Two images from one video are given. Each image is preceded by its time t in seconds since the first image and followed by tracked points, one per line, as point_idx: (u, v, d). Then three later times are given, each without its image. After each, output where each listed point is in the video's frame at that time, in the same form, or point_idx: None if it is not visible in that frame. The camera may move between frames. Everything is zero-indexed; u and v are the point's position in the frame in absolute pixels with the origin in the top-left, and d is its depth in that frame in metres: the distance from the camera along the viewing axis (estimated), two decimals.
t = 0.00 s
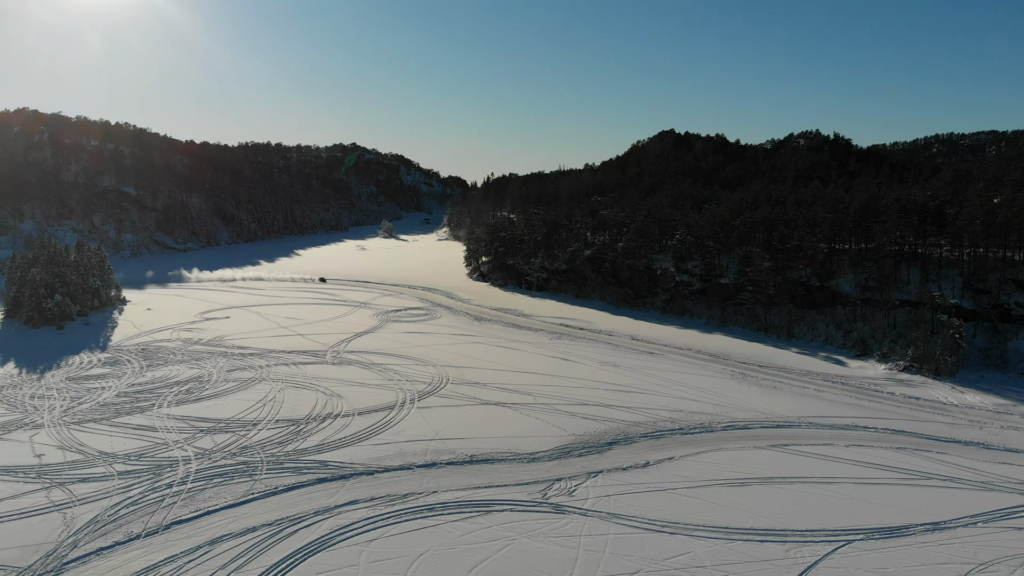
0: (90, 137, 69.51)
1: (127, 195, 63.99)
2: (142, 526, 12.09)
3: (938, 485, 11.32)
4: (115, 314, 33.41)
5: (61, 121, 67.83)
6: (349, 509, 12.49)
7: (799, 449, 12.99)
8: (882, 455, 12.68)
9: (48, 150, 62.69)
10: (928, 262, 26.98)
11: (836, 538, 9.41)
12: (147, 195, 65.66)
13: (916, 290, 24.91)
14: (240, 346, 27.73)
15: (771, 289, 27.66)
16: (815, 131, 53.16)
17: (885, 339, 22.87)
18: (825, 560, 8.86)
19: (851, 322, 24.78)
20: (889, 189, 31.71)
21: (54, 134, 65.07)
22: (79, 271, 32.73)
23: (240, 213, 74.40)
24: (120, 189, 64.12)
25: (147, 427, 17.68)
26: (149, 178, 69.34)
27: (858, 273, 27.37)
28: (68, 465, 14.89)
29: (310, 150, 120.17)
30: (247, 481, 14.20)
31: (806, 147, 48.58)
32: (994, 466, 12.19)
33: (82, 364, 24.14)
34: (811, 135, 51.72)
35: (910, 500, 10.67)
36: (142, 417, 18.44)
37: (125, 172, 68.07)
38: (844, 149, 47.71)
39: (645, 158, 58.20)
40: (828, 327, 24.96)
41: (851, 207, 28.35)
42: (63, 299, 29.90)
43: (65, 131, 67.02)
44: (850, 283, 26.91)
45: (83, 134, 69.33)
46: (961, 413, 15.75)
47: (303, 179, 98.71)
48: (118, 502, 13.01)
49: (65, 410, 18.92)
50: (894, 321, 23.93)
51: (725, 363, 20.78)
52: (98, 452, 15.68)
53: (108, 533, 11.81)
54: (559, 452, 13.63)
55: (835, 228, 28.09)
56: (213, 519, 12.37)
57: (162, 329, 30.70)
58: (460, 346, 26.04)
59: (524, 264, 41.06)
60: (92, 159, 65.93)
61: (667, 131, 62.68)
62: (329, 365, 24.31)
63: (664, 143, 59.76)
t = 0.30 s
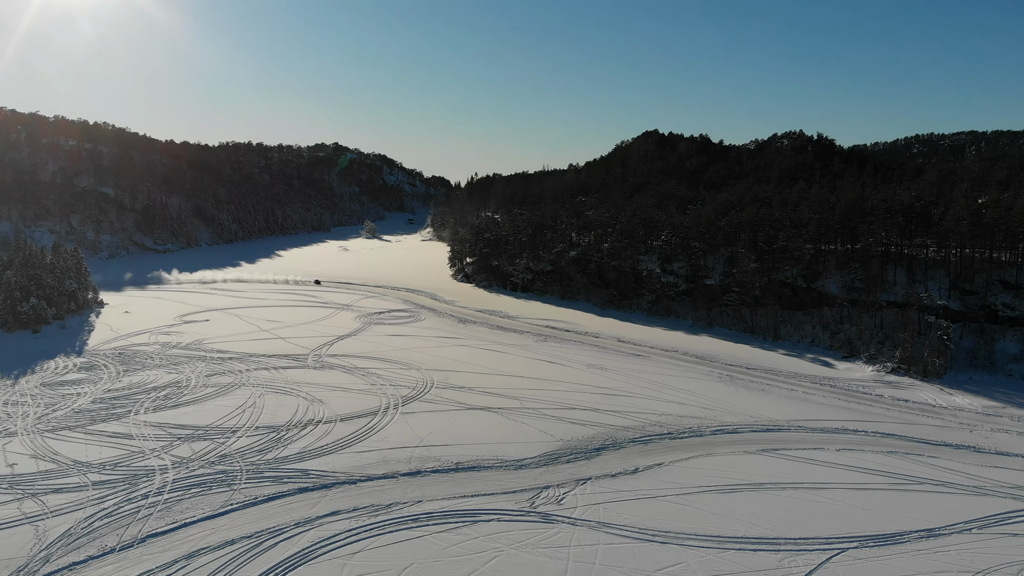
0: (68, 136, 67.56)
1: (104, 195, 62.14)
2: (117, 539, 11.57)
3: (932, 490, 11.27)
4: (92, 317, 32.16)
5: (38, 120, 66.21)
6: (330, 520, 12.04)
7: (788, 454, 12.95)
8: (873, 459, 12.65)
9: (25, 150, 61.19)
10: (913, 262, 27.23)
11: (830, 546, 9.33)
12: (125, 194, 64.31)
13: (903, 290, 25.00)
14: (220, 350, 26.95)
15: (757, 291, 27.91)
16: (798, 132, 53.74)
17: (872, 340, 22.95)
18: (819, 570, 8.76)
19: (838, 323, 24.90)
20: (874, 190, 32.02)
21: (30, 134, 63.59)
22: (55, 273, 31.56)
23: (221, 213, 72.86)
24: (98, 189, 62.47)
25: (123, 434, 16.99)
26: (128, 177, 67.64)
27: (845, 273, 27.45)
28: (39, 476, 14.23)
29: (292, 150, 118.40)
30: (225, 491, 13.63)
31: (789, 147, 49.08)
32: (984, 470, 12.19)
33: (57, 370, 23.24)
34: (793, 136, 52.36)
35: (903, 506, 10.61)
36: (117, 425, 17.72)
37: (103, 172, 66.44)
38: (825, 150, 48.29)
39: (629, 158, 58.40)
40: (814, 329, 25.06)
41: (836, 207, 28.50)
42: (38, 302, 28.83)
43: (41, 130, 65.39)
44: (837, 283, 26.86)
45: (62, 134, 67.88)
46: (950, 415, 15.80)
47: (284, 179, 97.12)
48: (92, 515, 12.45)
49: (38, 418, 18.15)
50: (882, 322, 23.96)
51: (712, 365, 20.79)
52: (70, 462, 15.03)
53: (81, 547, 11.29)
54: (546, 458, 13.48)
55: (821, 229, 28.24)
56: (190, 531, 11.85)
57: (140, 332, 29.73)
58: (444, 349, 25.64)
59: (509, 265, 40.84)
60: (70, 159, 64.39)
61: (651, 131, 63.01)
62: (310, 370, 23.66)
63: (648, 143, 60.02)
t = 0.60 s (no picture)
0: (46, 137, 65.96)
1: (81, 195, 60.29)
2: (91, 553, 11.07)
3: (925, 495, 11.20)
4: (69, 320, 31.00)
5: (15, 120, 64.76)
6: (312, 531, 11.59)
7: (778, 458, 12.92)
8: (863, 464, 12.60)
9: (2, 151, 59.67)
10: (898, 263, 27.46)
11: (823, 554, 9.25)
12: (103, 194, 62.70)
13: (889, 291, 25.19)
14: (199, 353, 26.18)
15: (743, 292, 28.12)
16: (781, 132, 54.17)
17: (859, 342, 23.14)
18: None
19: (824, 324, 25.05)
20: (858, 190, 32.30)
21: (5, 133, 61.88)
22: (29, 275, 30.39)
23: (201, 214, 71.20)
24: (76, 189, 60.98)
25: (98, 442, 16.34)
26: (107, 177, 66.09)
27: (831, 274, 27.62)
28: (9, 487, 13.59)
29: (273, 149, 116.50)
30: (203, 501, 13.06)
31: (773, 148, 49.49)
32: (976, 473, 12.14)
33: (30, 375, 22.36)
34: (776, 136, 52.86)
35: (897, 512, 10.52)
36: (93, 432, 17.05)
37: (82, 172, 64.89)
38: (808, 150, 48.84)
39: (614, 159, 58.55)
40: (801, 330, 25.22)
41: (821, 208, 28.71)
42: (12, 305, 27.81)
43: (18, 130, 63.73)
44: (823, 284, 27.03)
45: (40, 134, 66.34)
46: (940, 417, 15.79)
47: (265, 178, 95.49)
48: (65, 527, 11.91)
49: (10, 426, 17.41)
50: (869, 323, 24.12)
51: (699, 367, 20.80)
52: (42, 472, 14.38)
53: (54, 562, 10.79)
54: (533, 465, 13.35)
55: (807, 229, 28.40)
56: (166, 544, 11.33)
57: (118, 335, 28.80)
58: (428, 351, 25.25)
59: (493, 266, 40.63)
60: (48, 159, 62.80)
61: (635, 131, 63.23)
62: (291, 374, 22.98)
63: (632, 143, 60.18)
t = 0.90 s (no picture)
0: (23, 136, 64.21)
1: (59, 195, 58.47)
2: (63, 568, 10.54)
3: (915, 499, 11.17)
4: (44, 324, 29.89)
5: None
6: (293, 542, 11.14)
7: (767, 462, 12.89)
8: (853, 467, 12.56)
9: None
10: (884, 264, 27.68)
11: (816, 562, 9.15)
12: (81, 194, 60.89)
13: (874, 292, 25.42)
14: (177, 357, 25.40)
15: (729, 293, 28.24)
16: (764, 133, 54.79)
17: (844, 342, 23.33)
18: None
19: (810, 325, 25.18)
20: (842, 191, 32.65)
21: None
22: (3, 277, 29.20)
23: (181, 214, 69.52)
24: (53, 189, 59.16)
25: (71, 450, 15.66)
26: (87, 177, 64.39)
27: (817, 275, 27.79)
28: None
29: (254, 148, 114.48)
30: (180, 511, 12.49)
31: (757, 149, 50.03)
32: (967, 477, 12.10)
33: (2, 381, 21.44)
34: (759, 137, 53.42)
35: (888, 518, 10.45)
36: (67, 440, 16.34)
37: (60, 171, 63.04)
38: (790, 151, 49.44)
39: (597, 159, 58.70)
40: (786, 331, 25.34)
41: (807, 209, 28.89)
42: None
43: None
44: (809, 285, 27.18)
45: (15, 133, 64.43)
46: (928, 419, 15.82)
47: (246, 178, 93.71)
48: (35, 540, 11.35)
49: None
50: (855, 324, 24.29)
51: (685, 369, 20.81)
52: (14, 482, 13.72)
53: None
54: (520, 472, 13.15)
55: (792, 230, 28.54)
56: (141, 557, 10.81)
57: (94, 338, 27.83)
58: (411, 354, 24.83)
59: (478, 267, 40.34)
60: (25, 158, 60.98)
61: (619, 131, 63.45)
62: (271, 379, 22.29)
63: (616, 144, 60.42)
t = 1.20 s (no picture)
0: None
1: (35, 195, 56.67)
2: None
3: (906, 503, 11.17)
4: (19, 327, 28.80)
5: None
6: (273, 553, 10.72)
7: (755, 466, 12.88)
8: (841, 471, 12.57)
9: None
10: (868, 264, 27.94)
11: (809, 569, 9.09)
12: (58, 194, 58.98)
13: (858, 293, 25.67)
14: (155, 359, 24.61)
15: (713, 293, 28.37)
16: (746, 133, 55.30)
17: (830, 343, 23.48)
18: None
19: (796, 326, 25.38)
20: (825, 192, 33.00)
21: None
22: None
23: (160, 214, 67.85)
24: (29, 189, 57.24)
25: (44, 458, 15.01)
26: (65, 176, 62.53)
27: (802, 275, 28.01)
28: None
29: (234, 148, 112.14)
30: (158, 521, 11.97)
31: (740, 149, 50.47)
32: (956, 480, 12.13)
33: None
34: (741, 137, 53.89)
35: (879, 522, 10.44)
36: (39, 447, 15.66)
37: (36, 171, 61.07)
38: (773, 151, 49.95)
39: (581, 159, 58.76)
40: (772, 332, 25.50)
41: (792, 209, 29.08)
42: None
43: None
44: (794, 286, 27.37)
45: None
46: (915, 421, 15.89)
47: (226, 177, 91.81)
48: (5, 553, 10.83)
49: None
50: (840, 324, 24.48)
51: (671, 370, 20.82)
52: None
53: None
54: (506, 477, 12.95)
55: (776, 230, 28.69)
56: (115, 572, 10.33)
57: (70, 342, 26.86)
58: (394, 357, 24.39)
59: (461, 268, 40.01)
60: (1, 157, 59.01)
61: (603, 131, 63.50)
62: (250, 382, 21.61)
63: (599, 143, 60.50)
